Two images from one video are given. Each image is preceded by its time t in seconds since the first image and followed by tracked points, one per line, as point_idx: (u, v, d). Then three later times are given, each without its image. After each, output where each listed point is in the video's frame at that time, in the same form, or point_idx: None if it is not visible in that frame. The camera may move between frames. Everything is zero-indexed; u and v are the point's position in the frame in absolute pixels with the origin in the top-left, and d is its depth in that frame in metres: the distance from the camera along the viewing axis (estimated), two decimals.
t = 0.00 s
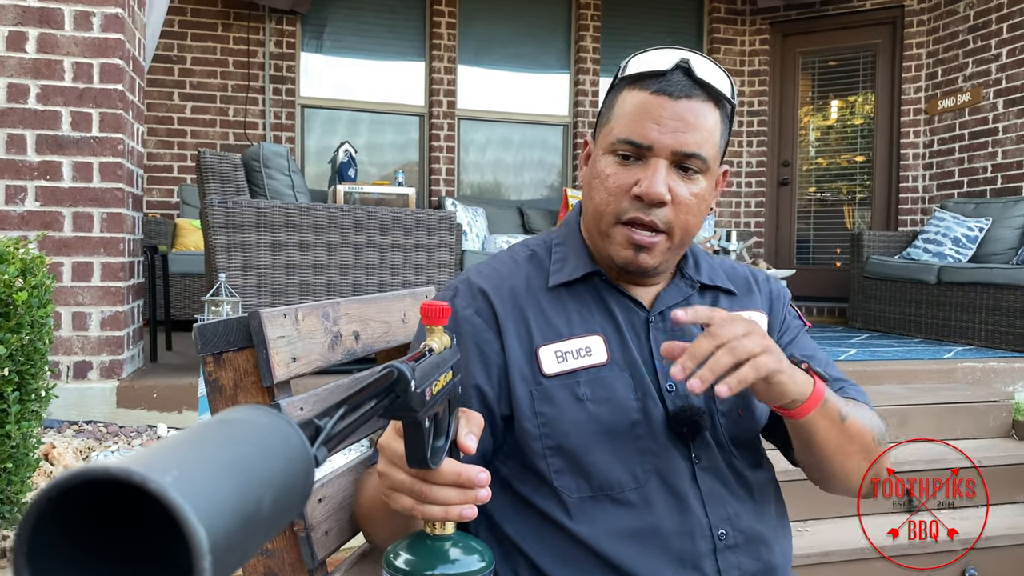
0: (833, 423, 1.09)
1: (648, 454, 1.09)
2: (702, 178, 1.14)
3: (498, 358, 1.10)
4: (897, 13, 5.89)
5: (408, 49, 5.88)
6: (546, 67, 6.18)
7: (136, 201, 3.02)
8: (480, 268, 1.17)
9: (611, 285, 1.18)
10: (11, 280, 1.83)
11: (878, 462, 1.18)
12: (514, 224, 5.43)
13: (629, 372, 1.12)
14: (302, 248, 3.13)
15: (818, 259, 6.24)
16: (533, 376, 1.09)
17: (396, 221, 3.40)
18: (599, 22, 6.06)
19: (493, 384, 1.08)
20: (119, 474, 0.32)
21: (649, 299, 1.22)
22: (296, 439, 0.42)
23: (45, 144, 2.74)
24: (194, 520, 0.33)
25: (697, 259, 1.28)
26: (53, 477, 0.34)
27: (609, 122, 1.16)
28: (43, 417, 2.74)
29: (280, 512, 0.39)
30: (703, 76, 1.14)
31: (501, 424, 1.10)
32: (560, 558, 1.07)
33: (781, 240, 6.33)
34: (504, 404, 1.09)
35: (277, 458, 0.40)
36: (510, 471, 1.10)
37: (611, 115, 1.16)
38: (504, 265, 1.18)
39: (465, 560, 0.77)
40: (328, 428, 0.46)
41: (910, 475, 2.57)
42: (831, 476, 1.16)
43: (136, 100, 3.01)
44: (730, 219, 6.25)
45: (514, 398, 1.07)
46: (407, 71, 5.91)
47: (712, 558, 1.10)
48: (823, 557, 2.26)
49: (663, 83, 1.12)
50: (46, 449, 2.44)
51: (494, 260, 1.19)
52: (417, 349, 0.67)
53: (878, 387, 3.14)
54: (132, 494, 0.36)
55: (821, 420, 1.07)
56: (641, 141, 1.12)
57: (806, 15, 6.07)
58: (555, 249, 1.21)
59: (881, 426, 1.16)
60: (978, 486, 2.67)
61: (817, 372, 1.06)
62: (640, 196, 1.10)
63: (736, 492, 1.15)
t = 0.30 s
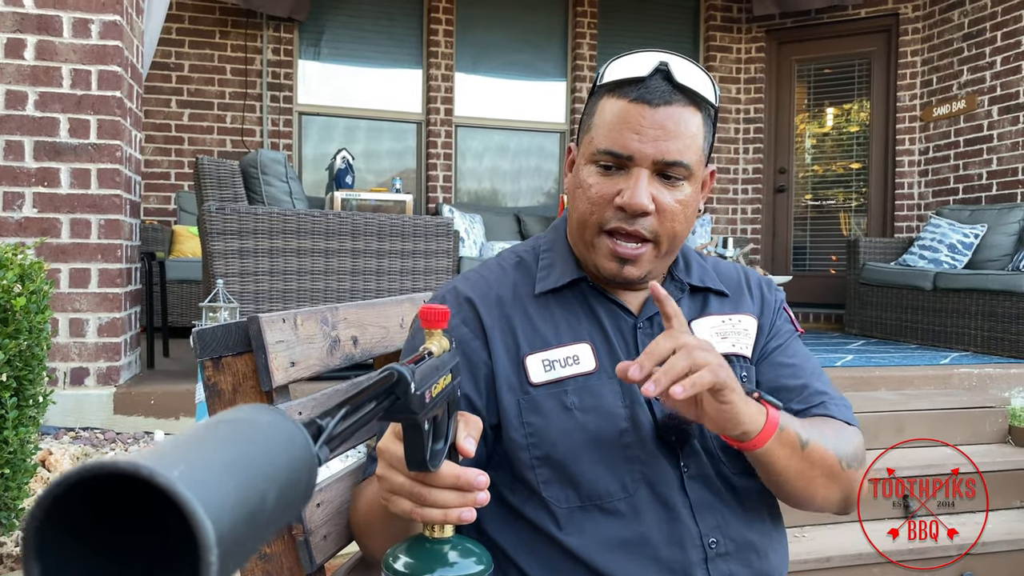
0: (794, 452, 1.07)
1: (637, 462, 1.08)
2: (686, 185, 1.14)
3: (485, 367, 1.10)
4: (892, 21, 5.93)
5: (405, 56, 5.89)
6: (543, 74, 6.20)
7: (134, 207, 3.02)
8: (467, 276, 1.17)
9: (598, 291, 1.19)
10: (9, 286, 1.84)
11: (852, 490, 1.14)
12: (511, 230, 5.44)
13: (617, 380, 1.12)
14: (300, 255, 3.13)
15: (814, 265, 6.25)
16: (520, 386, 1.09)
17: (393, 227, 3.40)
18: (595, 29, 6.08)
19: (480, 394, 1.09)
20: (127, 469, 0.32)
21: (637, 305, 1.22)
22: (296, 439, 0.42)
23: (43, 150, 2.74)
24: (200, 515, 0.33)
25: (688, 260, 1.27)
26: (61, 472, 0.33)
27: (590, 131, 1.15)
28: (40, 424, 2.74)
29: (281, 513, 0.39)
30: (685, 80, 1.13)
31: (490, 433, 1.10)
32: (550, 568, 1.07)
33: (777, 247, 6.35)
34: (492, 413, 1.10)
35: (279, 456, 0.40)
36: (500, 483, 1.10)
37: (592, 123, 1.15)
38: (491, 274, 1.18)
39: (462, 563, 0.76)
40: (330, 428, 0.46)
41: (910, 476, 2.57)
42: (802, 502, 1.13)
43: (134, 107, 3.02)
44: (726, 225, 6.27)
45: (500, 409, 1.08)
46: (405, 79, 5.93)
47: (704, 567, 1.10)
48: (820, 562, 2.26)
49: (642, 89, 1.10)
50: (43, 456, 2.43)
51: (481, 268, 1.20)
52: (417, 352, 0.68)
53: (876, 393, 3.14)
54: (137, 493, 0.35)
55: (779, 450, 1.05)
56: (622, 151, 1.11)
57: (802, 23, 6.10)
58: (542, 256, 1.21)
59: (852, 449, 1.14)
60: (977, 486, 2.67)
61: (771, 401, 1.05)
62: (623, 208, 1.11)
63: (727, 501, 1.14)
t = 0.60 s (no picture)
0: (788, 466, 1.06)
1: (635, 467, 1.08)
2: (677, 189, 1.14)
3: (480, 374, 1.10)
4: (889, 26, 5.95)
5: (404, 62, 5.91)
6: (542, 79, 6.22)
7: (134, 212, 3.02)
8: (460, 283, 1.18)
9: (592, 295, 1.19)
10: (11, 289, 1.85)
11: (842, 497, 1.15)
12: (510, 235, 5.46)
13: (612, 386, 1.12)
14: (300, 259, 3.13)
15: (813, 270, 6.26)
16: (515, 392, 1.09)
17: (393, 232, 3.42)
18: (594, 35, 6.11)
19: (475, 401, 1.09)
20: (148, 454, 0.32)
21: (631, 308, 1.22)
22: (307, 428, 0.42)
23: (44, 155, 2.75)
24: (217, 500, 0.33)
25: (681, 262, 1.27)
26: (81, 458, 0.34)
27: (579, 139, 1.15)
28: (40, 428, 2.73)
29: (293, 501, 0.39)
30: (671, 85, 1.13)
31: (487, 440, 1.10)
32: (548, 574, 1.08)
33: (776, 252, 6.36)
34: (489, 420, 1.10)
35: (291, 444, 0.40)
36: (498, 489, 1.10)
37: (580, 130, 1.15)
38: (485, 280, 1.18)
39: (464, 562, 0.77)
40: (337, 423, 0.46)
41: (910, 476, 2.58)
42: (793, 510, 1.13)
43: (134, 112, 3.02)
44: (725, 230, 6.28)
45: (496, 415, 1.08)
46: (404, 84, 5.94)
47: (702, 571, 1.10)
48: (820, 567, 2.26)
49: (629, 96, 1.11)
50: (43, 460, 2.43)
51: (475, 274, 1.20)
52: (420, 352, 0.68)
53: (875, 397, 3.15)
54: (155, 480, 0.36)
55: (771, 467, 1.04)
56: (612, 159, 1.11)
57: (799, 29, 6.12)
58: (536, 261, 1.21)
59: (843, 455, 1.14)
60: (977, 486, 2.67)
61: (771, 424, 1.03)
62: (615, 215, 1.11)
63: (725, 505, 1.14)
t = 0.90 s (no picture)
0: (810, 487, 1.09)
1: (634, 467, 1.09)
2: (666, 179, 1.15)
3: (479, 376, 1.10)
4: (888, 31, 5.97)
5: (404, 66, 5.93)
6: (542, 83, 6.24)
7: (135, 215, 3.02)
8: (458, 287, 1.18)
9: (589, 297, 1.19)
10: (12, 290, 1.86)
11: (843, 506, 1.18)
12: (510, 238, 5.47)
13: (611, 387, 1.12)
14: (301, 261, 3.13)
15: (813, 273, 6.27)
16: (515, 395, 1.09)
17: (393, 235, 3.45)
18: (594, 40, 6.14)
19: (475, 404, 1.08)
20: (159, 441, 0.33)
21: (628, 309, 1.22)
22: (314, 424, 0.43)
23: (45, 158, 2.75)
24: (227, 486, 0.33)
25: (677, 264, 1.27)
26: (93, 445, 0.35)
27: (566, 139, 1.16)
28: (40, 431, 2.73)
29: (299, 492, 0.39)
30: (651, 76, 1.14)
31: (487, 443, 1.09)
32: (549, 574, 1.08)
33: (775, 255, 6.37)
34: (489, 423, 1.09)
35: (298, 438, 0.40)
36: (498, 491, 1.10)
37: (566, 131, 1.16)
38: (482, 283, 1.18)
39: (466, 560, 0.78)
40: (341, 418, 0.46)
41: (910, 476, 2.58)
42: (797, 515, 1.17)
43: (135, 115, 3.03)
44: (725, 234, 6.29)
45: (496, 418, 1.07)
46: (404, 88, 5.95)
47: (702, 570, 1.09)
48: (820, 569, 2.26)
49: (611, 91, 1.12)
50: (44, 462, 2.42)
51: (472, 278, 1.20)
52: (422, 351, 0.69)
53: (874, 400, 3.15)
54: (166, 467, 0.37)
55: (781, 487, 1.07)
56: (598, 154, 1.12)
57: (798, 33, 6.13)
58: (533, 264, 1.22)
59: (849, 463, 1.14)
60: (978, 487, 2.67)
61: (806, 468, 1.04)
62: (606, 209, 1.11)
63: (726, 505, 1.14)
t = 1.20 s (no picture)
0: (810, 492, 1.10)
1: (634, 463, 1.09)
2: (665, 181, 1.15)
3: (481, 374, 1.10)
4: (887, 33, 5.98)
5: (404, 69, 5.94)
6: (542, 86, 6.25)
7: (136, 217, 3.03)
8: (459, 285, 1.18)
9: (589, 295, 1.20)
10: (14, 290, 1.86)
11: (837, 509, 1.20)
12: (510, 240, 5.48)
13: (610, 384, 1.12)
14: (301, 263, 3.13)
15: (813, 276, 6.27)
16: (516, 393, 1.09)
17: (394, 236, 3.46)
18: (593, 42, 6.15)
19: (476, 401, 1.08)
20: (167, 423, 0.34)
21: (627, 308, 1.22)
22: (319, 410, 0.44)
23: (46, 160, 2.75)
24: (233, 467, 0.35)
25: (676, 263, 1.27)
26: (102, 426, 0.37)
27: (565, 141, 1.17)
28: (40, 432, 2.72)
29: (303, 475, 0.41)
30: (651, 80, 1.14)
31: (488, 440, 1.09)
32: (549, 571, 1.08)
33: (774, 258, 6.37)
34: (490, 421, 1.09)
35: (301, 423, 0.41)
36: (499, 488, 1.10)
37: (565, 133, 1.17)
38: (483, 281, 1.19)
39: (466, 554, 0.78)
40: (343, 408, 0.47)
41: (910, 476, 2.58)
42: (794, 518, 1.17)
43: (136, 117, 3.03)
44: (725, 236, 6.30)
45: (498, 416, 1.07)
46: (404, 91, 5.96)
47: (702, 566, 1.10)
48: (820, 570, 2.26)
49: (610, 94, 1.12)
50: (44, 463, 2.41)
51: (473, 276, 1.21)
52: (423, 345, 0.69)
53: (874, 401, 3.16)
54: (174, 446, 0.39)
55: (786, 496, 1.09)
56: (598, 156, 1.13)
57: (797, 35, 6.15)
58: (533, 263, 1.22)
59: (845, 465, 1.15)
60: (978, 487, 2.67)
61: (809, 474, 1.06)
62: (606, 211, 1.12)
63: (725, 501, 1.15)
